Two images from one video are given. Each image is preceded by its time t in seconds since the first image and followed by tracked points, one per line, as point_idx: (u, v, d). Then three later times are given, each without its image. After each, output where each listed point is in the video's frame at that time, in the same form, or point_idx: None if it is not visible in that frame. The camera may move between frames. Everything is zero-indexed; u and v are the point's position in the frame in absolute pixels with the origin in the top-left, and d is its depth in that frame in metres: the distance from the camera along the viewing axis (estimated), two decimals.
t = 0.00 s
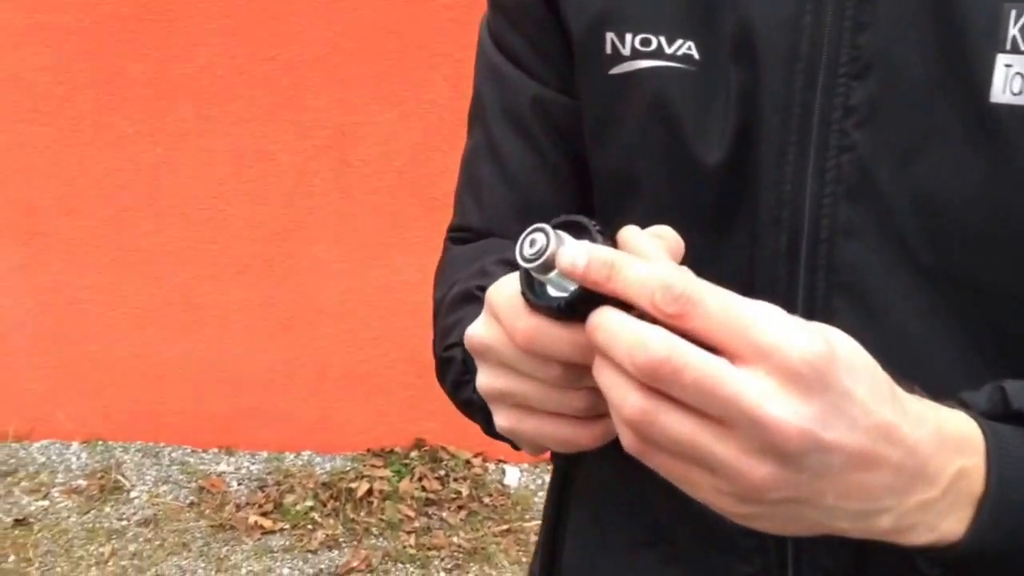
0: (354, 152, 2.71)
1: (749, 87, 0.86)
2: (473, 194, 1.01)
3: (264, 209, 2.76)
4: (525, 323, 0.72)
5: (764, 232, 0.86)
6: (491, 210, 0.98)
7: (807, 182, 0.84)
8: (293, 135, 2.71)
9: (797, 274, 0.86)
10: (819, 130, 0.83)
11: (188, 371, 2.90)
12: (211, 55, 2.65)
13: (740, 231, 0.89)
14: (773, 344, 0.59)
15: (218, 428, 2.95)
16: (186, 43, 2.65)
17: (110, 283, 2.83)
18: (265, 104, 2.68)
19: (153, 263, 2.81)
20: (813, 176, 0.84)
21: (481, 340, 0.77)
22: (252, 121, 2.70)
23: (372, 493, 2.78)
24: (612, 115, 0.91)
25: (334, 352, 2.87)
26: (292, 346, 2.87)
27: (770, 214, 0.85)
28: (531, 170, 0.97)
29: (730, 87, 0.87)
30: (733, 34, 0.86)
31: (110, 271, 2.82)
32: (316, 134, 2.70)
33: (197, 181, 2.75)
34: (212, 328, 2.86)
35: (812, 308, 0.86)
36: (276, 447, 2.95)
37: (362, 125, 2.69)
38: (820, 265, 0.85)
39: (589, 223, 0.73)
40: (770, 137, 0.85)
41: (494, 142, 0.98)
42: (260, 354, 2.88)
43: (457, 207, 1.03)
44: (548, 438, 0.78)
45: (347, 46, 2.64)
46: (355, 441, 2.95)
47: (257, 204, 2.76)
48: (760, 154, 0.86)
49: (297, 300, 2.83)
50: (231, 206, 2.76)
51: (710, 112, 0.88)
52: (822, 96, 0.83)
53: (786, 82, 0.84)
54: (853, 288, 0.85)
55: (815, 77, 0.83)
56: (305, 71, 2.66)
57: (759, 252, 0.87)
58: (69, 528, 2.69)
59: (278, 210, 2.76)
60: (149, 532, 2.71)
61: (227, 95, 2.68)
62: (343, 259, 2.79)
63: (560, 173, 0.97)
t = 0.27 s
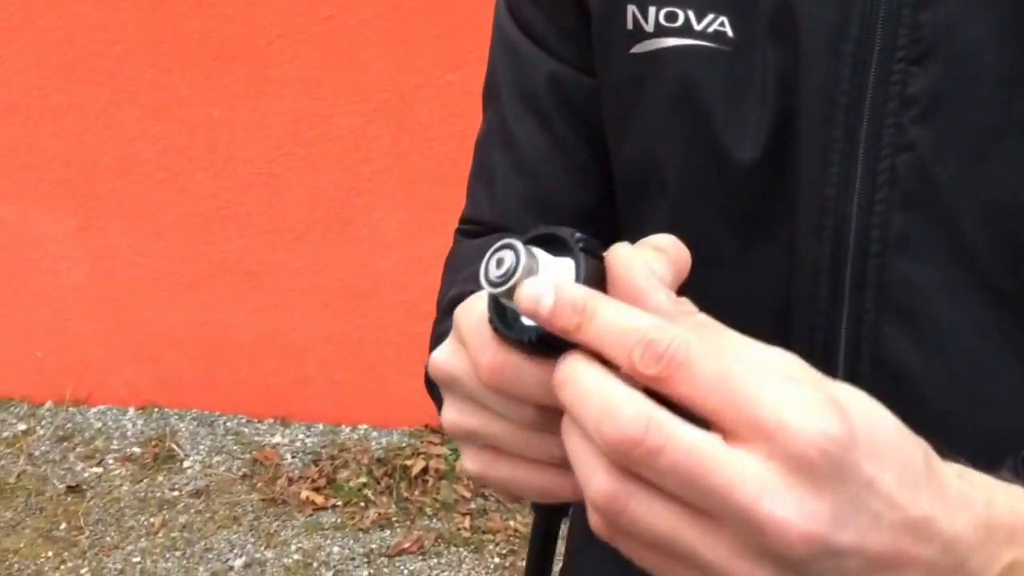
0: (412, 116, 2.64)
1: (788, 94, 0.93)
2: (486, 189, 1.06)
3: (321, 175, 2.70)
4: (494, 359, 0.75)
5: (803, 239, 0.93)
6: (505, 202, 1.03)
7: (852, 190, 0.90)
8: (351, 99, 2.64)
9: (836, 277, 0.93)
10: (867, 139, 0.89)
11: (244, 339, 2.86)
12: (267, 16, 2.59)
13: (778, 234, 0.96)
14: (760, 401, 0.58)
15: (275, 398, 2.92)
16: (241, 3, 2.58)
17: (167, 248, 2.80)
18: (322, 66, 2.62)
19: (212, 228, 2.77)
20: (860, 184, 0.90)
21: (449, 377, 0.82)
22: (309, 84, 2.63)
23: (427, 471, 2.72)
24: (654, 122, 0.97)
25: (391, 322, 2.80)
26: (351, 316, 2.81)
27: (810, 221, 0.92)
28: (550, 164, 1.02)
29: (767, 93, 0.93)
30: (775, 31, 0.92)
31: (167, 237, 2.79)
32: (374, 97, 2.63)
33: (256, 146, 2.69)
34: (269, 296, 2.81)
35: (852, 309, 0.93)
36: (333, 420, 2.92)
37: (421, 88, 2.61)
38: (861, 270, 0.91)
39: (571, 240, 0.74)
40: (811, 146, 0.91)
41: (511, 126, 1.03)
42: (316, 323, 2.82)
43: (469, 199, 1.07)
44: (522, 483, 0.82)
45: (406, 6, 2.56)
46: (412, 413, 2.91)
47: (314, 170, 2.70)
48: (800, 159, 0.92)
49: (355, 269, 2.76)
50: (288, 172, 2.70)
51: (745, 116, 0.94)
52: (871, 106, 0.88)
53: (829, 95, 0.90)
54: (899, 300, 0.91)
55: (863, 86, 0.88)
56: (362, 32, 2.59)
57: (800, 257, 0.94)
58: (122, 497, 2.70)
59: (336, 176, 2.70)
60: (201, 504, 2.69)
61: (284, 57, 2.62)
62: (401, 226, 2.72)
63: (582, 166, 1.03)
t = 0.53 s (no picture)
0: (480, 92, 2.56)
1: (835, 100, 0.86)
2: (507, 186, 1.00)
3: (387, 150, 2.65)
4: (481, 414, 0.71)
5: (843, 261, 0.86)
6: (525, 199, 0.97)
7: (900, 207, 0.83)
8: (419, 74, 2.58)
9: (877, 303, 0.85)
10: (920, 150, 0.81)
11: (306, 315, 2.82)
12: None
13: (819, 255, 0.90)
14: None
15: (335, 376, 2.89)
16: None
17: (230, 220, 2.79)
18: (389, 38, 2.57)
19: (275, 200, 2.74)
20: (909, 201, 0.82)
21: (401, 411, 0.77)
22: (376, 56, 2.59)
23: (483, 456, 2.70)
24: (689, 123, 0.91)
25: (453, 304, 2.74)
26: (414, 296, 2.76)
27: (851, 241, 0.85)
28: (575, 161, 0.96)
29: (811, 95, 0.87)
30: (822, 22, 0.86)
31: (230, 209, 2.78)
32: (442, 72, 2.57)
33: (318, 118, 2.66)
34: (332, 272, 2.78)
35: (895, 339, 0.85)
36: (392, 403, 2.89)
37: (490, 62, 2.54)
38: (906, 298, 0.84)
39: (518, 256, 0.71)
40: (856, 157, 0.84)
41: (531, 118, 0.98)
42: (377, 302, 2.77)
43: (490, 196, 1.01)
44: (488, 522, 0.81)
45: None
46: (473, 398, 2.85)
47: (379, 144, 2.65)
48: (845, 170, 0.85)
49: (417, 249, 2.69)
50: (354, 146, 2.67)
51: (785, 122, 0.88)
52: (925, 114, 0.80)
53: (877, 100, 0.83)
54: (946, 330, 0.83)
55: (915, 91, 0.80)
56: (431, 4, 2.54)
57: (840, 280, 0.87)
58: (180, 469, 2.69)
59: (400, 152, 2.65)
60: (257, 479, 2.68)
61: (352, 29, 2.59)
62: (465, 205, 2.64)
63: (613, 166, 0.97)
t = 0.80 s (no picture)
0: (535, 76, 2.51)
1: (897, 117, 0.94)
2: (538, 186, 1.16)
3: (443, 134, 2.64)
4: (467, 491, 0.74)
5: (910, 271, 0.94)
6: (553, 199, 1.14)
7: (971, 221, 0.89)
8: (476, 57, 2.57)
9: (946, 311, 0.92)
10: (995, 166, 0.87)
11: (363, 298, 2.84)
12: None
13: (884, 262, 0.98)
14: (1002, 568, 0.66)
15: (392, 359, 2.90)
16: None
17: (290, 203, 2.82)
18: (447, 21, 2.56)
19: (334, 183, 2.76)
20: (983, 215, 0.88)
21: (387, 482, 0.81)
22: (434, 39, 2.58)
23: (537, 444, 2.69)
24: (752, 138, 1.02)
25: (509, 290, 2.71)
26: (471, 283, 2.73)
27: (919, 253, 0.92)
28: (600, 162, 1.12)
29: (873, 113, 0.95)
30: (887, 26, 0.93)
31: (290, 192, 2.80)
32: (499, 55, 2.55)
33: (379, 103, 2.66)
34: (389, 257, 2.78)
35: (966, 344, 0.92)
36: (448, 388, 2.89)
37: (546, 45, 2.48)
38: (977, 309, 0.90)
39: (503, 323, 0.74)
40: (924, 173, 0.91)
41: (568, 126, 1.14)
42: (433, 288, 2.76)
43: (520, 195, 1.18)
44: None
45: None
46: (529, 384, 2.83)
47: (436, 129, 2.64)
48: (911, 184, 0.92)
49: (474, 233, 2.69)
50: (411, 130, 2.66)
51: (848, 138, 0.96)
52: (999, 133, 0.86)
53: (947, 122, 0.89)
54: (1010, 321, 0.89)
55: (993, 92, 0.86)
56: None
57: (905, 289, 0.94)
58: (238, 447, 2.73)
59: (457, 137, 2.63)
60: (312, 460, 2.71)
61: (409, 12, 2.58)
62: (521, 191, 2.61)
63: (644, 168, 1.12)
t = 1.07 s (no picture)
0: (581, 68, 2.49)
1: (944, 120, 0.97)
2: (574, 179, 1.20)
3: (488, 125, 2.63)
4: (500, 554, 0.80)
5: (953, 275, 0.96)
6: (589, 191, 1.17)
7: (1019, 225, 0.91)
8: (521, 48, 2.54)
9: (989, 313, 0.95)
10: None
11: (407, 285, 2.87)
12: None
13: (927, 263, 1.00)
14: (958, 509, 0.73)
15: (434, 346, 2.93)
16: None
17: (334, 191, 2.83)
18: (491, 11, 2.53)
19: (378, 171, 2.77)
20: None
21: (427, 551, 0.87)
22: (478, 29, 2.55)
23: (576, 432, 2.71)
24: (801, 139, 1.04)
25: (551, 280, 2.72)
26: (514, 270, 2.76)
27: (964, 257, 0.95)
28: (636, 157, 1.15)
29: (920, 116, 0.97)
30: (939, 27, 0.95)
31: (333, 180, 2.81)
32: (544, 46, 2.52)
33: (423, 91, 2.65)
34: (432, 245, 2.80)
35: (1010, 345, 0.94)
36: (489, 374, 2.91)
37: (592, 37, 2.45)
38: None
39: (536, 366, 0.78)
40: (971, 177, 0.93)
41: (607, 123, 1.17)
42: (477, 275, 2.79)
43: (553, 187, 1.22)
44: None
45: None
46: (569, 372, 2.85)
47: (480, 119, 2.63)
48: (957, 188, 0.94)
49: (517, 224, 2.70)
50: (455, 120, 2.65)
51: (895, 139, 0.98)
52: None
53: (995, 127, 0.91)
54: None
55: None
56: None
57: (948, 291, 0.97)
58: (281, 432, 2.76)
59: (501, 127, 2.62)
60: (353, 445, 2.74)
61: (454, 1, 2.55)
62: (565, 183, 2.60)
63: (682, 163, 1.15)
